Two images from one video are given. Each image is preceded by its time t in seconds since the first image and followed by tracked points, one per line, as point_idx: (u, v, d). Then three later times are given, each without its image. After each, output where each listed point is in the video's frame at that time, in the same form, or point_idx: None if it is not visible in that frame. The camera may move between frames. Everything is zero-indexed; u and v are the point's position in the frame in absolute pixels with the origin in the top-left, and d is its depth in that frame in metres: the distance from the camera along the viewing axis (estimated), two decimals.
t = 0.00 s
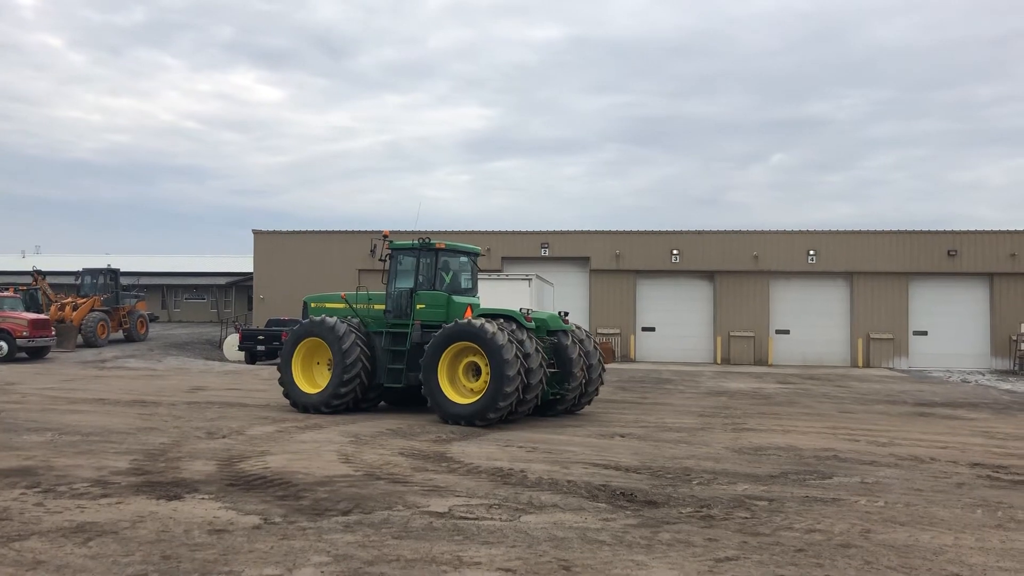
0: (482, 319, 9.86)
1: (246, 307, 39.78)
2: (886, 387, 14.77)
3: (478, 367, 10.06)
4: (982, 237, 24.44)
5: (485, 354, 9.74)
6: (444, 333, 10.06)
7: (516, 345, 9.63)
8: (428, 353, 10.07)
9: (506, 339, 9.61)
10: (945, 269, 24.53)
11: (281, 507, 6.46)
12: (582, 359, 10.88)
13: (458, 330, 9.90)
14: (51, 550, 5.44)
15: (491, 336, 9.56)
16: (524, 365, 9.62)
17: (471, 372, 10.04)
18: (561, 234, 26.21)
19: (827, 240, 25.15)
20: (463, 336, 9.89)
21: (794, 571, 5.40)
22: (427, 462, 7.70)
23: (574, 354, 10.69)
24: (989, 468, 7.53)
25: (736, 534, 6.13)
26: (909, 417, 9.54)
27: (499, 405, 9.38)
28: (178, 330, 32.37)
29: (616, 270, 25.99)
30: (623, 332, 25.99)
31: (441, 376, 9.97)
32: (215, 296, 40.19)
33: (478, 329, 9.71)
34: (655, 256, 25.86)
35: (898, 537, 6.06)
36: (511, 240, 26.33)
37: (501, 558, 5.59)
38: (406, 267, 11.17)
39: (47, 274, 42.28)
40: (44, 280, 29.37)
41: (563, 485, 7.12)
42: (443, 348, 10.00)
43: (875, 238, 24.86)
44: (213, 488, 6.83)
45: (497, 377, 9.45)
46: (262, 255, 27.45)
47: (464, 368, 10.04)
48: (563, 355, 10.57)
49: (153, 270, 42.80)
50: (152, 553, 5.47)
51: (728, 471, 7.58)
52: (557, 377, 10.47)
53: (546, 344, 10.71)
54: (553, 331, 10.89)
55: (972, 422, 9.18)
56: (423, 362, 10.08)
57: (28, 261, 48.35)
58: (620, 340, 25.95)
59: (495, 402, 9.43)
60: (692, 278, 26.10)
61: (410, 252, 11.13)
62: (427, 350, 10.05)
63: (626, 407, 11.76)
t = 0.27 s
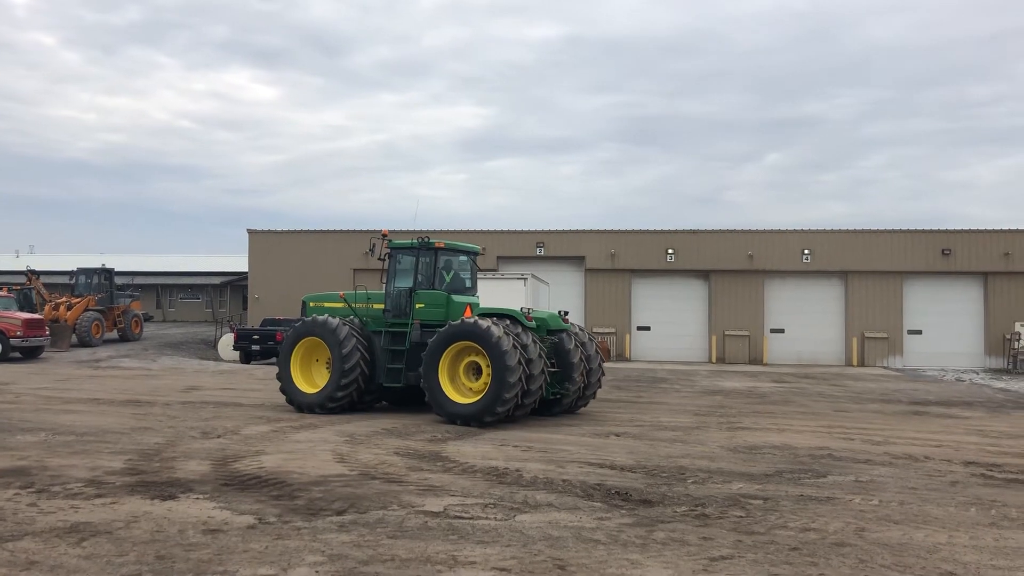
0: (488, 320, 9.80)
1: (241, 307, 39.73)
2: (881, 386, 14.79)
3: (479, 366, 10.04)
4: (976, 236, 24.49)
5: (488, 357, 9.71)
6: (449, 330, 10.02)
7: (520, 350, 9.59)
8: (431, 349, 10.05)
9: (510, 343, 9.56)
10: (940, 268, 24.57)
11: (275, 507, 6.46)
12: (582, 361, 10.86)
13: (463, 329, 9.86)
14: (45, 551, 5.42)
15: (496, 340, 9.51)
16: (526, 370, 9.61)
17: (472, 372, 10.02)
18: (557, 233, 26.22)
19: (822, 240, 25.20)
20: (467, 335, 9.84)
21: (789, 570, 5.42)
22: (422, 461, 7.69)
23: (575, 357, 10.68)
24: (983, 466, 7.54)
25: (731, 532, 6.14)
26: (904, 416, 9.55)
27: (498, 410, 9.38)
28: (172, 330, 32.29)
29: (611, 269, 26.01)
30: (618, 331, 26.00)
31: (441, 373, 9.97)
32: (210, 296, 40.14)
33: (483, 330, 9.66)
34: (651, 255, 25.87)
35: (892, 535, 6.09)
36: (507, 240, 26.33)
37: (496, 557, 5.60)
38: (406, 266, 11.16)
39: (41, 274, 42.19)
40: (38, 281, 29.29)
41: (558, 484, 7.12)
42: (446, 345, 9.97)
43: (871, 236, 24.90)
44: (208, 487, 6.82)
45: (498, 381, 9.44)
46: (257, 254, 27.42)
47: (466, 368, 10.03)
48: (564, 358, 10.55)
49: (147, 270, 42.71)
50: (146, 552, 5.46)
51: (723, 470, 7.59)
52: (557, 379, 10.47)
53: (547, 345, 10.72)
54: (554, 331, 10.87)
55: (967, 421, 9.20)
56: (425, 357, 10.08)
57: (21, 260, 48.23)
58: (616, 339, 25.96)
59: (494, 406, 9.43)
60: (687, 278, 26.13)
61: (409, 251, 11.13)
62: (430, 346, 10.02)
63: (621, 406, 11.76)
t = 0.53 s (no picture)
0: (495, 324, 9.73)
1: (235, 308, 39.68)
2: (875, 386, 14.81)
3: (480, 367, 10.02)
4: (970, 237, 24.54)
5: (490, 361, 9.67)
6: (456, 329, 9.97)
7: (524, 359, 9.54)
8: (435, 345, 10.02)
9: (514, 351, 9.51)
10: (933, 269, 24.63)
11: (269, 508, 6.44)
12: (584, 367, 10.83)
13: (468, 330, 9.81)
14: (38, 552, 5.41)
15: (501, 347, 9.46)
16: (527, 378, 9.57)
17: (473, 373, 9.99)
18: (551, 234, 26.20)
19: (815, 240, 25.24)
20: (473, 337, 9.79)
21: (783, 570, 5.43)
22: (416, 462, 7.68)
23: (577, 363, 10.64)
24: (976, 466, 7.56)
25: (725, 533, 6.16)
26: (897, 417, 9.57)
27: (494, 417, 9.38)
28: (166, 330, 32.24)
29: (605, 270, 26.02)
30: (613, 332, 26.04)
31: (442, 370, 9.96)
32: (204, 296, 40.08)
33: (488, 334, 9.61)
34: (646, 256, 25.89)
35: (885, 536, 6.10)
36: (501, 240, 26.32)
37: (490, 558, 5.60)
38: (406, 267, 11.16)
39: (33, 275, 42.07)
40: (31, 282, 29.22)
41: (552, 485, 7.11)
42: (450, 343, 9.93)
43: (866, 237, 24.94)
44: (201, 489, 6.81)
45: (498, 388, 9.42)
46: (252, 255, 27.37)
47: (468, 368, 10.01)
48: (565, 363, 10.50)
49: (141, 271, 42.61)
50: (140, 554, 5.45)
51: (717, 470, 7.59)
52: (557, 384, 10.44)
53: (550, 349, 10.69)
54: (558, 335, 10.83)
55: (960, 421, 9.22)
56: (427, 352, 10.07)
57: (14, 261, 48.09)
58: (611, 340, 25.99)
59: (490, 412, 9.43)
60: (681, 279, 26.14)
61: (410, 252, 11.12)
62: (434, 343, 9.99)
63: (616, 407, 11.76)
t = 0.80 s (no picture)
0: (500, 329, 9.68)
1: (228, 309, 39.62)
2: (868, 388, 14.85)
3: (482, 370, 10.01)
4: (962, 239, 24.62)
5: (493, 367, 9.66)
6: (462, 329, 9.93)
7: (526, 368, 9.53)
8: (440, 344, 9.98)
9: (518, 359, 9.48)
10: (925, 270, 24.72)
11: (262, 510, 6.43)
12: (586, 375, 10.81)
13: (473, 332, 9.77)
14: (29, 555, 5.39)
15: (505, 355, 9.42)
16: (527, 387, 9.57)
17: (475, 375, 9.96)
18: (545, 235, 26.18)
19: (808, 242, 25.31)
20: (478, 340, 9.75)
21: (775, 571, 5.46)
22: (410, 464, 7.67)
23: (579, 372, 10.62)
24: (968, 467, 7.59)
25: (718, 534, 6.17)
26: (889, 418, 9.60)
27: (491, 424, 9.41)
28: (159, 332, 32.18)
29: (599, 271, 26.05)
30: (606, 333, 26.07)
31: (444, 370, 9.95)
32: (197, 298, 40.00)
33: (496, 341, 9.54)
34: (640, 257, 25.92)
35: (877, 537, 6.12)
36: (496, 242, 26.32)
37: (483, 560, 5.61)
38: (407, 268, 11.16)
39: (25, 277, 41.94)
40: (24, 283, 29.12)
41: (545, 486, 7.12)
42: (454, 344, 9.90)
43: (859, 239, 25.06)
44: (193, 491, 6.79)
45: (497, 396, 9.44)
46: (245, 256, 27.32)
47: (471, 370, 9.99)
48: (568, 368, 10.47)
49: (133, 272, 42.50)
50: (131, 556, 5.43)
51: (710, 472, 7.60)
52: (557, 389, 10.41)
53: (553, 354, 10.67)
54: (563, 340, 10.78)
55: (951, 422, 9.26)
56: (431, 350, 10.05)
57: (5, 263, 47.94)
58: (604, 341, 26.02)
59: (487, 418, 9.47)
60: (673, 281, 26.18)
61: (411, 253, 11.13)
62: (439, 342, 9.95)
63: (610, 408, 11.77)
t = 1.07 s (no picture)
0: (503, 333, 9.63)
1: (218, 311, 39.52)
2: (857, 389, 14.91)
3: (482, 374, 9.99)
4: (950, 241, 24.74)
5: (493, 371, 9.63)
6: (465, 331, 9.88)
7: (526, 374, 9.50)
8: (441, 345, 9.93)
9: (519, 365, 9.46)
10: (914, 272, 24.84)
11: (251, 512, 6.41)
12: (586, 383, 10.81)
13: (475, 335, 9.72)
14: (15, 558, 5.36)
15: (506, 361, 9.39)
16: (527, 392, 9.57)
17: (475, 378, 9.93)
18: (536, 237, 26.18)
19: (798, 244, 25.41)
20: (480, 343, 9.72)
21: (765, 573, 5.48)
22: (400, 466, 7.65)
23: (579, 381, 10.60)
24: (956, 468, 7.62)
25: (708, 535, 6.18)
26: (878, 419, 9.64)
27: (490, 428, 9.41)
28: (147, 333, 32.08)
29: (589, 273, 26.08)
30: (596, 334, 26.14)
31: (444, 371, 9.92)
32: (186, 300, 39.88)
33: (502, 351, 9.47)
34: (630, 259, 25.97)
35: (866, 538, 6.15)
36: (487, 244, 26.32)
37: (473, 562, 5.61)
38: (406, 270, 11.13)
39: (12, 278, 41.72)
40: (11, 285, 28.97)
41: (536, 488, 7.11)
42: (455, 346, 9.84)
43: (848, 240, 25.16)
44: (182, 493, 6.76)
45: (497, 401, 9.44)
46: (235, 257, 27.24)
47: (472, 373, 9.97)
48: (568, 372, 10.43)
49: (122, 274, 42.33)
50: (119, 559, 5.41)
51: (700, 473, 7.61)
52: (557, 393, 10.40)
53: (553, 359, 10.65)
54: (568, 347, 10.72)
55: (940, 423, 9.30)
56: (432, 351, 10.01)
57: None
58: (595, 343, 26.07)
59: (486, 423, 9.48)
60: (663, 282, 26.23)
61: (410, 255, 11.11)
62: (440, 342, 9.89)
63: (601, 410, 11.77)
